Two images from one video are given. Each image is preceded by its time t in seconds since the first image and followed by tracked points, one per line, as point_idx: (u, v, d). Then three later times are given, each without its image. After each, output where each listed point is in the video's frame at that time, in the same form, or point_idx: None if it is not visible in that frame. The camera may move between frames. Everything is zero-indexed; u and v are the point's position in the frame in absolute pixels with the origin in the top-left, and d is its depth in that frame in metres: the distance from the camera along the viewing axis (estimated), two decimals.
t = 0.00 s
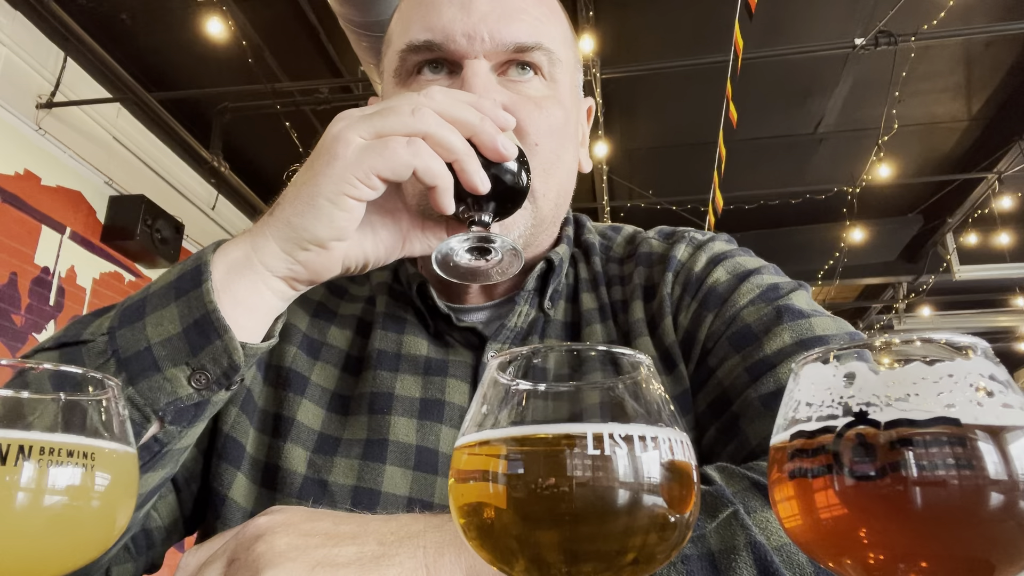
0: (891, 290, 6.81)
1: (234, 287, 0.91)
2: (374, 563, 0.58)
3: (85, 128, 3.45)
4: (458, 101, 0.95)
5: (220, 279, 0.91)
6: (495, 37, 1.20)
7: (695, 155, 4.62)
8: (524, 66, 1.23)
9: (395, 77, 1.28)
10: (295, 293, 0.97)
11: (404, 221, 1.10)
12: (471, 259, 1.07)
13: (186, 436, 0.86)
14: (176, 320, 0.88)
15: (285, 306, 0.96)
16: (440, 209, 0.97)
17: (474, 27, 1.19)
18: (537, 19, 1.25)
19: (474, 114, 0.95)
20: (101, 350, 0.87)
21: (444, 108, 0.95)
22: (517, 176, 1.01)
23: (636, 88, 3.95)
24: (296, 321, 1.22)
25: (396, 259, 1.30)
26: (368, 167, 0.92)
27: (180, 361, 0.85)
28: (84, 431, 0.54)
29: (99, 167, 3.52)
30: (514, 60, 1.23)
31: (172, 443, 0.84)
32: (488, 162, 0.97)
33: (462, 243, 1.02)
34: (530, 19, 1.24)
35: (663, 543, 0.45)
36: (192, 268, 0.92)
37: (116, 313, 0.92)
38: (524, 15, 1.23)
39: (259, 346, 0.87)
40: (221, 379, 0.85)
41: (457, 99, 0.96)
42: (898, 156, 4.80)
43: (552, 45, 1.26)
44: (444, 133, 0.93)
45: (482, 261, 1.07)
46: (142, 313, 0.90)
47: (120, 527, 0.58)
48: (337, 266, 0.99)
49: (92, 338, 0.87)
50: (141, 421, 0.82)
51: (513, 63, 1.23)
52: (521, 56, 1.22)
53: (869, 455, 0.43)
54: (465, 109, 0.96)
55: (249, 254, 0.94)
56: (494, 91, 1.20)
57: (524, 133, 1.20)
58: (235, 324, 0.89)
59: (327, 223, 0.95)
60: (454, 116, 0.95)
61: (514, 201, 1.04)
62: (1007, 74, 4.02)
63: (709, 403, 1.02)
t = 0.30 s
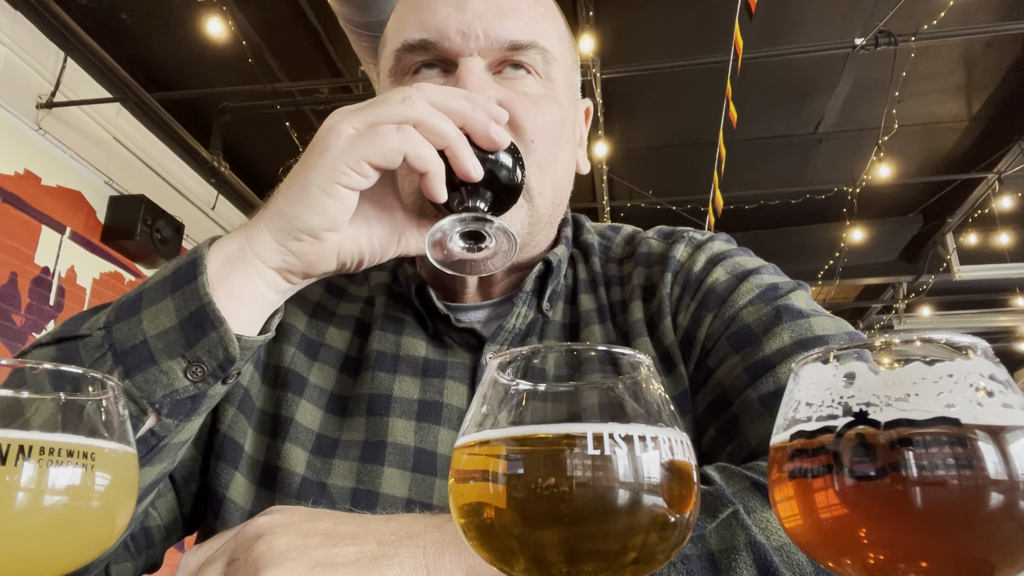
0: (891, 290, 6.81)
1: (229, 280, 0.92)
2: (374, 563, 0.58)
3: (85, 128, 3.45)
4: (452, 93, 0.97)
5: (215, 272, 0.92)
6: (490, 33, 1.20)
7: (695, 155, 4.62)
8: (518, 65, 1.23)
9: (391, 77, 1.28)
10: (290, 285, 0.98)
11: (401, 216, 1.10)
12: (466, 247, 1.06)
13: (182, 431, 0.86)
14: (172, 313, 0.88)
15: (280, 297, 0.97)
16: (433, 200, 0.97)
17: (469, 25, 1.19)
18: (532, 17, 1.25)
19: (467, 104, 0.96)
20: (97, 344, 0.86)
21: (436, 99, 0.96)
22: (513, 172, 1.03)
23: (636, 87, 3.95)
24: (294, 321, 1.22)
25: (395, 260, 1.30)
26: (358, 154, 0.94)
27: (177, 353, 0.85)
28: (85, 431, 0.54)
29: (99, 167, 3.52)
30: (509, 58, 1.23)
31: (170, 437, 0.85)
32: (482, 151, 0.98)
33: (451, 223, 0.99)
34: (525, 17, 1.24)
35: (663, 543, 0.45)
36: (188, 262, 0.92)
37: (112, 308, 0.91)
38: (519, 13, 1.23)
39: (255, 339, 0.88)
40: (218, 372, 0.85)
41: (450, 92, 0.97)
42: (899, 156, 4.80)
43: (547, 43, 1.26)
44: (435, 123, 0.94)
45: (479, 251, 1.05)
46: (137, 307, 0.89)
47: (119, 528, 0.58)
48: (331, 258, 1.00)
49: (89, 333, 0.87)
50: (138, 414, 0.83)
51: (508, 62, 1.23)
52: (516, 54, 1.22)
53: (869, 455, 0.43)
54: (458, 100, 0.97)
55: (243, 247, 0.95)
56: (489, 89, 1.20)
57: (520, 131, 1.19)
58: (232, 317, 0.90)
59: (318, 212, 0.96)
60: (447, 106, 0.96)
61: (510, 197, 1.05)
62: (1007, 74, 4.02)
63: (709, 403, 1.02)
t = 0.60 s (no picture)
0: (891, 290, 6.80)
1: (214, 263, 0.92)
2: (375, 563, 0.58)
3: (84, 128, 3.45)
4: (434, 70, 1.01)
5: (202, 258, 0.92)
6: (481, 29, 1.20)
7: (695, 155, 4.62)
8: (511, 59, 1.23)
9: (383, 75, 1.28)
10: (278, 268, 0.98)
11: (390, 204, 1.11)
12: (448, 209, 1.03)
13: (172, 420, 0.87)
14: (161, 300, 0.88)
15: (269, 282, 0.97)
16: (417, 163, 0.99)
17: (459, 20, 1.19)
18: (523, 14, 1.25)
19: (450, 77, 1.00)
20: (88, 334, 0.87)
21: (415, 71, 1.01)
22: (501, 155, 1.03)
23: (636, 87, 3.95)
24: (291, 319, 1.22)
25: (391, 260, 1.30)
26: (338, 126, 0.98)
27: (166, 340, 0.86)
28: (85, 431, 0.54)
29: (99, 168, 3.52)
30: (501, 53, 1.23)
31: (161, 424, 0.86)
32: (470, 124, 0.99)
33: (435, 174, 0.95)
34: (517, 13, 1.24)
35: (663, 542, 0.45)
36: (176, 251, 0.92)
37: (101, 299, 0.92)
38: (510, 8, 1.23)
39: (245, 326, 0.88)
40: (207, 358, 0.86)
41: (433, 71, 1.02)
42: (899, 156, 4.80)
43: (539, 38, 1.26)
44: (413, 88, 0.98)
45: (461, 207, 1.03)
46: (126, 297, 0.90)
47: (119, 527, 0.58)
48: (317, 239, 1.01)
49: (79, 323, 0.87)
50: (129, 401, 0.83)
51: (500, 56, 1.23)
52: (507, 48, 1.22)
53: (869, 455, 0.43)
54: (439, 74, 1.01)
55: (228, 232, 0.96)
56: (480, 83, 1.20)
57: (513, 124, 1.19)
58: (220, 303, 0.90)
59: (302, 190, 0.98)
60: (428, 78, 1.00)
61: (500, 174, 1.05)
62: (1007, 74, 4.02)
63: (708, 403, 1.02)
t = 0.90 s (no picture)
0: (891, 290, 6.80)
1: (196, 248, 0.94)
2: (374, 564, 0.58)
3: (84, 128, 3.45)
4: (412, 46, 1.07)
5: (184, 244, 0.94)
6: (462, 22, 1.23)
7: (696, 155, 4.62)
8: (492, 51, 1.25)
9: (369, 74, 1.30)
10: (261, 249, 0.99)
11: (373, 184, 1.14)
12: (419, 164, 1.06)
13: (163, 405, 0.88)
14: (143, 287, 0.89)
15: (253, 262, 0.98)
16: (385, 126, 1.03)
17: (440, 14, 1.22)
18: (505, 9, 1.28)
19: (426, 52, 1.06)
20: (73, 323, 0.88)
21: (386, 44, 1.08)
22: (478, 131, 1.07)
23: (636, 87, 3.95)
24: (286, 318, 1.22)
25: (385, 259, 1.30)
26: (311, 100, 1.03)
27: (150, 326, 0.87)
28: (84, 430, 0.54)
29: (99, 168, 3.52)
30: (482, 46, 1.25)
31: (149, 410, 0.87)
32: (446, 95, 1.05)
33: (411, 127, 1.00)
34: (498, 8, 1.26)
35: (664, 542, 0.45)
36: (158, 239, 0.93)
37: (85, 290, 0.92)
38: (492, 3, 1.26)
39: (229, 311, 0.89)
40: (191, 342, 0.88)
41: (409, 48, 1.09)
42: (898, 156, 4.80)
43: (520, 31, 1.28)
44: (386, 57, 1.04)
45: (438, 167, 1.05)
46: (109, 285, 0.91)
47: (120, 527, 0.58)
48: (297, 218, 1.03)
49: (64, 313, 0.88)
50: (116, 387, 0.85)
51: (482, 49, 1.25)
52: (488, 40, 1.24)
53: (869, 455, 0.43)
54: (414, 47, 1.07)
55: (209, 217, 0.98)
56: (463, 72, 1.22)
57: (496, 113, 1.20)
58: (203, 287, 0.91)
59: (278, 169, 1.01)
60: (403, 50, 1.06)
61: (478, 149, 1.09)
62: (1007, 74, 4.02)
63: (706, 403, 1.02)
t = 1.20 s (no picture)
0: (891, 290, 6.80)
1: (182, 236, 0.94)
2: (374, 564, 0.58)
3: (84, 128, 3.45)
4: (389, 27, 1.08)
5: (170, 233, 0.94)
6: (441, 12, 1.26)
7: (696, 155, 4.62)
8: (472, 41, 1.28)
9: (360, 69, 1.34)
10: (248, 235, 1.00)
11: (358, 167, 1.14)
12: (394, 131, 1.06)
13: (155, 394, 0.89)
14: (131, 276, 0.90)
15: (240, 247, 0.98)
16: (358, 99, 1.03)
17: (420, 6, 1.25)
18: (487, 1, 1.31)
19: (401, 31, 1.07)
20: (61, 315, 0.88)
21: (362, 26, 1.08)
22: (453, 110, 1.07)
23: (636, 87, 3.95)
24: (279, 316, 1.22)
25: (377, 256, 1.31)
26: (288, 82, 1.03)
27: (138, 314, 0.88)
28: (84, 430, 0.54)
29: (99, 167, 3.52)
30: (462, 36, 1.28)
31: (140, 398, 0.88)
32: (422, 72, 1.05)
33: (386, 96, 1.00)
34: None
35: (664, 542, 0.45)
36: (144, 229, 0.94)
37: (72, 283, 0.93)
38: None
39: (217, 299, 0.90)
40: (180, 329, 0.88)
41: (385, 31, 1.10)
42: (899, 157, 4.80)
43: (501, 22, 1.31)
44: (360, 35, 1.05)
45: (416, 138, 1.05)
46: (96, 277, 0.91)
47: (120, 527, 0.58)
48: (282, 201, 1.03)
49: (52, 306, 0.89)
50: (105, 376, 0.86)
51: (462, 39, 1.28)
52: (467, 30, 1.27)
53: (869, 455, 0.43)
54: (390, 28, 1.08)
55: (195, 205, 0.99)
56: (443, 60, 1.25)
57: (477, 100, 1.22)
58: (189, 273, 0.92)
59: (259, 152, 1.01)
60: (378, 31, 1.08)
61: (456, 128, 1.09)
62: (1007, 74, 4.02)
63: (702, 403, 1.02)
